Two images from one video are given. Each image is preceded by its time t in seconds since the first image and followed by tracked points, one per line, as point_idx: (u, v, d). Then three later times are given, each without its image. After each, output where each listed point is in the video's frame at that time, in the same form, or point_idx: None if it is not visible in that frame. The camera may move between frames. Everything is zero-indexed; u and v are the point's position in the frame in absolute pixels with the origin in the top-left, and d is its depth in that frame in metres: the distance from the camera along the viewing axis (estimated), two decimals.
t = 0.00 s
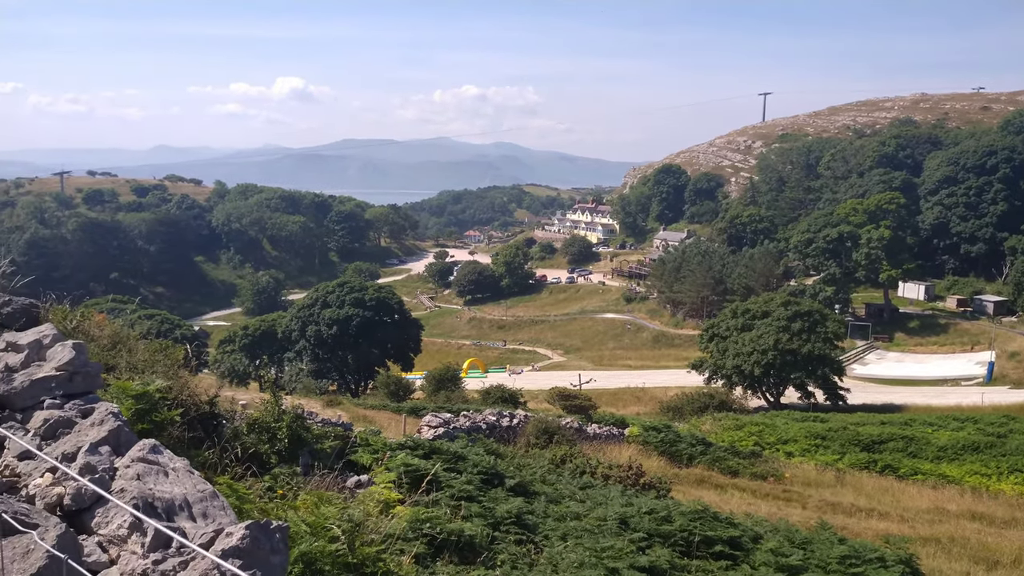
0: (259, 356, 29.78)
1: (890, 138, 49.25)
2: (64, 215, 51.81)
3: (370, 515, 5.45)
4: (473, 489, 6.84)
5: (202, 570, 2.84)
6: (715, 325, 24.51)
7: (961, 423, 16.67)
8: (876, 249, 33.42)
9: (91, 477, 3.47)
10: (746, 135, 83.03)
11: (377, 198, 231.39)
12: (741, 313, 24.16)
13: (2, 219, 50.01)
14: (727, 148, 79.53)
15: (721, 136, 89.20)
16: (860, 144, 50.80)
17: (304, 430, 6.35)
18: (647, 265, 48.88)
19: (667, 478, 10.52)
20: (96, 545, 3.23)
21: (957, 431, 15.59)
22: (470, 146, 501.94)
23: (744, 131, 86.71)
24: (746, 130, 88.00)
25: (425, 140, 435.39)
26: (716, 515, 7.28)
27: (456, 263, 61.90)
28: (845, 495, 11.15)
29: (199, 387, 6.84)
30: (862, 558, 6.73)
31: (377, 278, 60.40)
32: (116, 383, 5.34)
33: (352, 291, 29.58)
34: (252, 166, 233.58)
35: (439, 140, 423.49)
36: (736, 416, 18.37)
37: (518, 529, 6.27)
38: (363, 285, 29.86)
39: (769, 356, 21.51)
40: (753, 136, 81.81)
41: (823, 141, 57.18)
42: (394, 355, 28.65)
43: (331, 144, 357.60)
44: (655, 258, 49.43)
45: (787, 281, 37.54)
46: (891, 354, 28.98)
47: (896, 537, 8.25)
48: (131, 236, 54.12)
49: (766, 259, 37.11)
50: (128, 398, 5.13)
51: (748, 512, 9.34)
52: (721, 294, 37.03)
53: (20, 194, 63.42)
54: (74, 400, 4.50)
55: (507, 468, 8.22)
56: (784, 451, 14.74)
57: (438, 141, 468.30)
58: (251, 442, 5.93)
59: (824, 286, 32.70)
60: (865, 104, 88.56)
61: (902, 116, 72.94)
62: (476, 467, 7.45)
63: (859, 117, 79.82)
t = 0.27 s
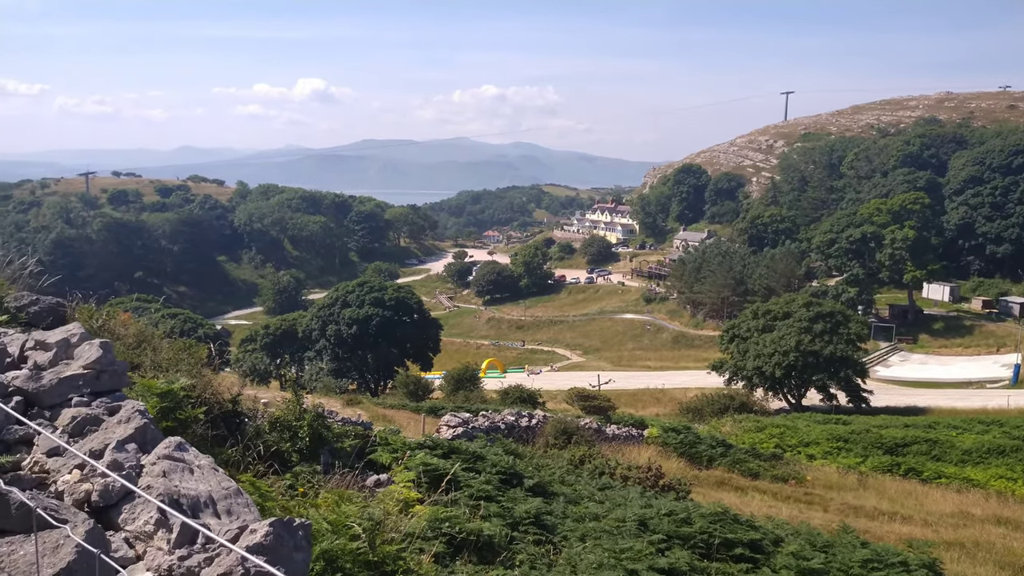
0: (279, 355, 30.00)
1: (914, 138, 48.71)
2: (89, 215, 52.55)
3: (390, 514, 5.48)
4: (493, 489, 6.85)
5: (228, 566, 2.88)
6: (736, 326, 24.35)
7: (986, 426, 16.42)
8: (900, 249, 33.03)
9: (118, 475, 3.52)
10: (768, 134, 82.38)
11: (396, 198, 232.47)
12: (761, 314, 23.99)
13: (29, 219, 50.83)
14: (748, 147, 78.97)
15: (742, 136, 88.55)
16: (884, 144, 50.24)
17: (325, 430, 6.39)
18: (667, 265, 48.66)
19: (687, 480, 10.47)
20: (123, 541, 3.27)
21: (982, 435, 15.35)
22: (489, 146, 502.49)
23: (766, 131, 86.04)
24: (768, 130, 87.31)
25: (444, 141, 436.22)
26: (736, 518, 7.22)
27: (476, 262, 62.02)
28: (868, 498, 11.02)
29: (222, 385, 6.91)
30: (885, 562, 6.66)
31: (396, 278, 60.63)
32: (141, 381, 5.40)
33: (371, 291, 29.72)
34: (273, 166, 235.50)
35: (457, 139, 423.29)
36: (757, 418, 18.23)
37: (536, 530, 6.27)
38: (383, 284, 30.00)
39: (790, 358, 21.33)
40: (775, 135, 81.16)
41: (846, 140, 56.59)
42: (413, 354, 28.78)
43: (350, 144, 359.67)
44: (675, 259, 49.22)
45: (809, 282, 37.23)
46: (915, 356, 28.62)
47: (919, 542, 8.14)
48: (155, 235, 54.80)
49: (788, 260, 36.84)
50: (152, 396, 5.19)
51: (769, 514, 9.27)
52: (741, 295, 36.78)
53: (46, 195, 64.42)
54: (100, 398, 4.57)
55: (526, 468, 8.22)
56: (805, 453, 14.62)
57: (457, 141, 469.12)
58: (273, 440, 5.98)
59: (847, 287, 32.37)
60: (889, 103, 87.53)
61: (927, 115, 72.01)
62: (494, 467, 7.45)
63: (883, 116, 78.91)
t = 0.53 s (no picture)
0: (299, 354, 30.23)
1: (938, 138, 48.16)
2: (113, 215, 53.35)
3: (409, 513, 5.50)
4: (511, 490, 6.86)
5: (250, 563, 2.91)
6: (756, 328, 24.18)
7: (1012, 430, 16.16)
8: (924, 251, 32.64)
9: (143, 472, 3.58)
10: (790, 135, 81.70)
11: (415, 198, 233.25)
12: (782, 316, 23.80)
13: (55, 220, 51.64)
14: (769, 148, 78.38)
15: (763, 136, 87.87)
16: (908, 144, 49.67)
17: (344, 429, 6.43)
18: (687, 266, 48.44)
19: (706, 483, 10.41)
20: (147, 537, 3.33)
21: (1008, 439, 15.10)
22: (507, 147, 502.67)
23: (787, 131, 85.36)
24: (789, 130, 86.62)
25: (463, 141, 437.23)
26: (756, 520, 7.16)
27: (494, 263, 62.08)
28: (890, 502, 10.90)
29: (243, 384, 6.98)
30: (906, 567, 6.58)
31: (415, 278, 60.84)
32: (165, 379, 5.47)
33: (390, 291, 29.85)
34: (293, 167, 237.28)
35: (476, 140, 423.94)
36: (777, 420, 18.08)
37: (554, 531, 6.26)
38: (402, 285, 30.13)
39: (811, 360, 21.13)
40: (797, 135, 80.48)
41: (868, 140, 56.16)
42: (432, 354, 28.89)
43: (369, 145, 361.46)
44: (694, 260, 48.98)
45: (831, 284, 36.89)
46: (939, 358, 28.25)
47: (942, 548, 8.03)
48: (178, 236, 55.45)
49: (809, 261, 36.53)
50: (176, 394, 5.25)
51: (789, 518, 9.19)
52: (762, 297, 36.52)
53: (71, 195, 65.48)
54: (125, 397, 4.64)
55: (544, 469, 8.22)
56: (826, 457, 14.49)
57: (475, 142, 469.21)
58: (293, 439, 6.02)
59: (869, 289, 32.03)
60: (913, 103, 86.52)
61: (952, 114, 71.08)
62: (513, 468, 7.46)
63: (906, 116, 77.99)
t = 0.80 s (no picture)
0: (316, 354, 30.41)
1: (960, 138, 47.60)
2: (135, 215, 54.02)
3: (426, 512, 5.53)
4: (527, 490, 6.86)
5: (271, 560, 2.94)
6: (774, 329, 24.02)
7: None
8: (945, 252, 32.27)
9: (166, 469, 3.63)
10: (809, 135, 81.06)
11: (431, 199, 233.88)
12: (801, 318, 23.62)
13: (78, 220, 52.34)
14: (788, 148, 77.80)
15: (782, 136, 87.25)
16: (929, 144, 49.12)
17: (361, 428, 6.46)
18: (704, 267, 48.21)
19: (723, 485, 10.35)
20: (170, 533, 3.37)
21: None
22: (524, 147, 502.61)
23: (806, 131, 84.68)
24: (808, 130, 85.94)
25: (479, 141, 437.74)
26: (773, 523, 7.12)
27: (511, 263, 62.13)
28: (910, 506, 10.78)
29: (262, 383, 7.04)
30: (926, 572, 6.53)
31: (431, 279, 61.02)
32: (186, 378, 5.53)
33: (407, 291, 29.97)
34: (311, 167, 238.75)
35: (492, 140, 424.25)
36: (796, 423, 17.94)
37: (570, 532, 6.25)
38: (419, 285, 30.22)
39: (830, 362, 20.94)
40: (816, 135, 79.83)
41: (889, 141, 55.66)
42: (448, 354, 28.99)
43: (386, 146, 362.77)
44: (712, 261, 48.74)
45: (850, 285, 36.63)
46: (960, 361, 27.91)
47: (963, 552, 7.94)
48: (198, 236, 56.03)
49: (828, 262, 36.29)
50: (197, 392, 5.31)
51: (807, 521, 9.13)
52: (780, 298, 36.29)
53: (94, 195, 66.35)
54: (147, 394, 4.71)
55: (561, 470, 8.22)
56: (845, 460, 14.36)
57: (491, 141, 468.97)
58: (312, 438, 6.06)
59: (890, 290, 31.72)
60: (935, 102, 85.56)
61: (975, 114, 70.19)
62: (529, 469, 7.46)
63: (928, 116, 77.12)
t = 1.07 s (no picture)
0: (334, 353, 30.57)
1: (984, 138, 46.97)
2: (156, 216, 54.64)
3: (443, 513, 5.54)
4: (544, 491, 6.85)
5: (292, 558, 2.96)
6: (793, 331, 23.83)
7: None
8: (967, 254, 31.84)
9: (188, 467, 3.67)
10: (829, 135, 80.33)
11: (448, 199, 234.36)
12: (820, 319, 23.42)
13: (100, 220, 53.00)
14: (808, 148, 77.14)
15: (802, 136, 86.53)
16: (952, 144, 48.53)
17: (379, 428, 6.50)
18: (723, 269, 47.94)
19: (741, 488, 10.27)
20: (192, 530, 3.39)
21: None
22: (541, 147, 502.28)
23: (826, 131, 83.94)
24: (828, 130, 85.18)
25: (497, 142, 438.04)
26: (792, 527, 7.06)
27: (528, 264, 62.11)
28: (932, 510, 10.65)
29: (281, 382, 7.09)
30: None
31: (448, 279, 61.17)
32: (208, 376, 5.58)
33: (424, 291, 30.05)
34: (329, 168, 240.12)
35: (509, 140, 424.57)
36: (815, 426, 17.79)
37: (587, 533, 6.24)
38: (436, 285, 30.30)
39: (850, 364, 20.73)
40: (836, 135, 79.12)
41: (910, 140, 55.09)
42: (465, 354, 29.08)
43: (404, 146, 364.01)
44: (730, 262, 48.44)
45: (871, 287, 36.39)
46: (983, 364, 27.54)
47: (985, 558, 7.84)
48: (218, 236, 56.58)
49: (850, 264, 36.20)
50: (218, 391, 5.35)
51: (826, 525, 9.05)
52: (800, 300, 36.02)
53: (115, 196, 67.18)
54: (170, 394, 4.77)
55: (577, 471, 8.20)
56: (865, 463, 14.20)
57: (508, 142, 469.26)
58: (330, 437, 6.09)
59: (911, 292, 31.36)
60: (957, 102, 84.48)
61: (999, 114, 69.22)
62: (545, 470, 7.45)
63: (950, 115, 76.15)
